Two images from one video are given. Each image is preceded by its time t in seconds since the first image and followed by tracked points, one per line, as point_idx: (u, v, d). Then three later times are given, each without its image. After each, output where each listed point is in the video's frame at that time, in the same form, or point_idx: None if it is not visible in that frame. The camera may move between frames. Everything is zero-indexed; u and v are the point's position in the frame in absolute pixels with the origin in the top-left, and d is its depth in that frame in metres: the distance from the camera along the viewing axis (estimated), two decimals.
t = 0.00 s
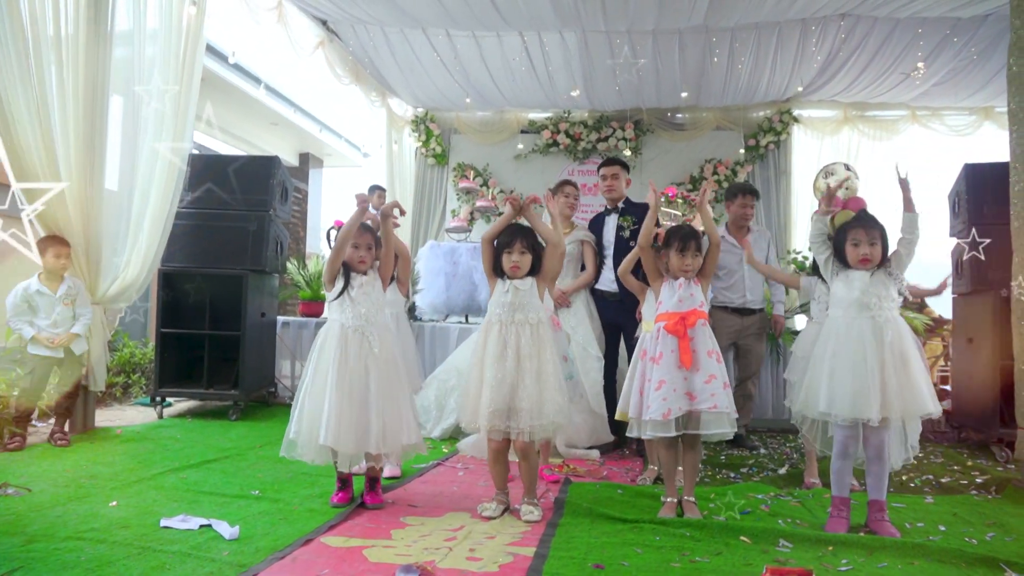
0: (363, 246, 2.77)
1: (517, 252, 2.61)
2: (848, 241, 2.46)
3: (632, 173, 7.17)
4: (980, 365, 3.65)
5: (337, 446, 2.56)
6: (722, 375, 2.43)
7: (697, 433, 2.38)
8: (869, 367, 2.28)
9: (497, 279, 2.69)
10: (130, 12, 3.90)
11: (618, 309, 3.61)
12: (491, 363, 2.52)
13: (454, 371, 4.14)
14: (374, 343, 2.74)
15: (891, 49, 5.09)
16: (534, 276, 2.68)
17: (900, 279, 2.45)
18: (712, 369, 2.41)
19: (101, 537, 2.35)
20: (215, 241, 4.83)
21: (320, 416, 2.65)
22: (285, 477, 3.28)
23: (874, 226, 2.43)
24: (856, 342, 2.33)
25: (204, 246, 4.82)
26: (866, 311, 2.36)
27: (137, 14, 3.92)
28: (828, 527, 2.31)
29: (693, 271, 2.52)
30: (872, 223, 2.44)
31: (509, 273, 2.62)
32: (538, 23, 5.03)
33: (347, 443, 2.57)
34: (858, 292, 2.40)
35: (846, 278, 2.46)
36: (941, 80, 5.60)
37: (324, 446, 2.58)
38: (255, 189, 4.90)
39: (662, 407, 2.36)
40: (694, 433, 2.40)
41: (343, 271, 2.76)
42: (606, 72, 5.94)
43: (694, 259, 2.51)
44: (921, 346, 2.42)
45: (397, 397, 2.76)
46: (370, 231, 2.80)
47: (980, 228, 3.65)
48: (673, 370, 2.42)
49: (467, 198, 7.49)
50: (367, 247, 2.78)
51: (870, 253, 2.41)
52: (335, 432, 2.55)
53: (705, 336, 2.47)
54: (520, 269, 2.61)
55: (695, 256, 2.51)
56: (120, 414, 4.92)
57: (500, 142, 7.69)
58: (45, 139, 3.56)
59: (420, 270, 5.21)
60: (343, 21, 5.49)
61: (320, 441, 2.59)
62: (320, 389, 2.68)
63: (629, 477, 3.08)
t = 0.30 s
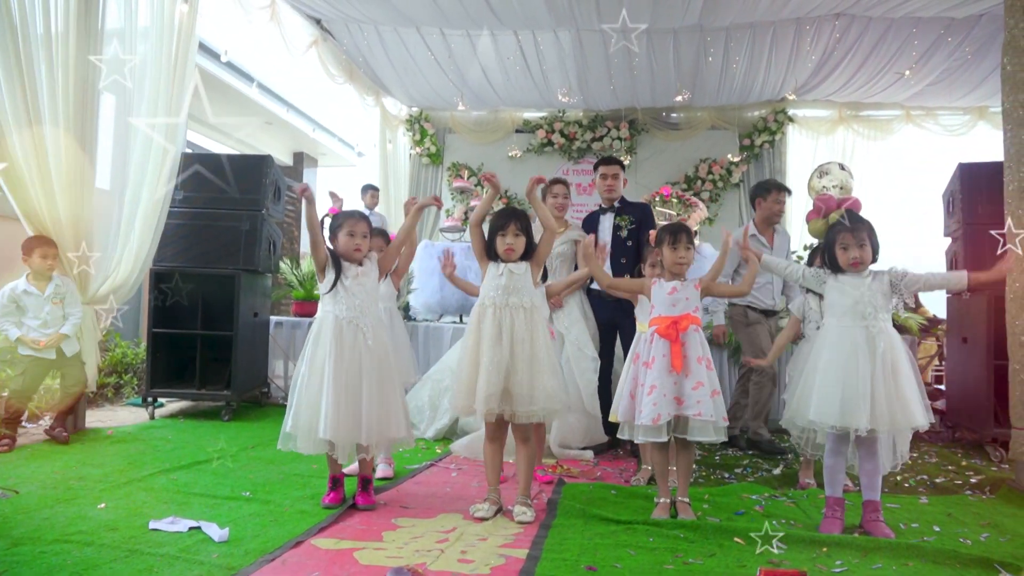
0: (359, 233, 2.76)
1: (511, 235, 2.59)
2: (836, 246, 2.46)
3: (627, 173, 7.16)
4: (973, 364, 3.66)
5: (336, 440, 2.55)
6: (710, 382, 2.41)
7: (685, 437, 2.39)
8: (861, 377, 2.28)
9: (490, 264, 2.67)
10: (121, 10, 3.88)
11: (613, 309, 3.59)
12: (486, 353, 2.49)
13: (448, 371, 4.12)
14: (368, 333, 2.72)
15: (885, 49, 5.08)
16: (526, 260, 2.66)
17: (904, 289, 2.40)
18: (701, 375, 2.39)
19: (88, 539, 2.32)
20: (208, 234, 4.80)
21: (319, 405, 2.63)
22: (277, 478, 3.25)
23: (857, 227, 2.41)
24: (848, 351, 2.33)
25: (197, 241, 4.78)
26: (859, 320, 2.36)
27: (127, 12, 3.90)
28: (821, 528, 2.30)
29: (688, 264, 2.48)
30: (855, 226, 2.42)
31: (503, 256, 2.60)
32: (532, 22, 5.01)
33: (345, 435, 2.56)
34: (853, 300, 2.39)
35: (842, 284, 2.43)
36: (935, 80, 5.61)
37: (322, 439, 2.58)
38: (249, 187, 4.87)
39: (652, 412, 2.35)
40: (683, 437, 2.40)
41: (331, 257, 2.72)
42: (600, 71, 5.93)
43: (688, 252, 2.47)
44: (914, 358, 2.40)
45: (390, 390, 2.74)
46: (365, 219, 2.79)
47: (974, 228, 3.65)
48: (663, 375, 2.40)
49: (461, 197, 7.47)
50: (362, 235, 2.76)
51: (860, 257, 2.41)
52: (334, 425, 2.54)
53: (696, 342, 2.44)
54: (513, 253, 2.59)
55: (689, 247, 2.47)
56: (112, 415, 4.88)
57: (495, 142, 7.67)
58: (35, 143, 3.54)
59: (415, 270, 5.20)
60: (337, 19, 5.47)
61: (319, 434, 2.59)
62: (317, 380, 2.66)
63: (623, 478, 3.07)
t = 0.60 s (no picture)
0: (351, 231, 2.69)
1: (502, 233, 2.56)
2: (832, 244, 2.44)
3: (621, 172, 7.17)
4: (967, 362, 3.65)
5: (340, 452, 2.54)
6: (697, 388, 2.39)
7: (675, 440, 2.37)
8: (853, 384, 2.26)
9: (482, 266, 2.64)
10: (111, 8, 3.81)
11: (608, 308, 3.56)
12: (476, 354, 2.46)
13: (441, 369, 4.09)
14: (361, 340, 2.70)
15: (879, 47, 5.08)
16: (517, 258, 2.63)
17: (902, 299, 2.35)
18: (688, 381, 2.38)
19: (71, 541, 2.28)
20: (198, 233, 4.76)
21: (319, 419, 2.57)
22: (267, 478, 3.22)
23: (854, 221, 2.38)
24: (841, 357, 2.32)
25: (187, 241, 4.74)
26: (853, 326, 2.34)
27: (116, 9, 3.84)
28: (814, 527, 2.29)
29: (679, 260, 2.45)
30: (852, 222, 2.39)
31: (495, 255, 2.57)
32: (525, 20, 4.97)
33: (346, 446, 2.55)
34: (847, 306, 2.37)
35: (839, 288, 2.41)
36: (929, 79, 5.61)
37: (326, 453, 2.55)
38: (238, 186, 4.81)
39: (641, 416, 2.34)
40: (674, 440, 2.39)
41: (312, 257, 2.66)
42: (594, 69, 5.91)
43: (679, 248, 2.44)
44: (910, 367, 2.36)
45: (385, 399, 2.73)
46: (357, 216, 2.70)
47: (967, 226, 3.64)
48: (653, 379, 2.39)
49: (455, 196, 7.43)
50: (355, 233, 2.70)
51: (855, 254, 2.38)
52: (338, 438, 2.53)
53: (685, 347, 2.42)
54: (505, 251, 2.56)
55: (679, 242, 2.44)
56: (101, 415, 4.83)
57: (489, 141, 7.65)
58: (22, 142, 3.50)
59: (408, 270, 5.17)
60: (329, 18, 5.42)
61: (322, 448, 2.55)
62: (315, 391, 2.60)
63: (615, 477, 3.04)
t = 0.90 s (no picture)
0: (340, 227, 2.64)
1: (474, 241, 2.49)
2: (826, 259, 2.37)
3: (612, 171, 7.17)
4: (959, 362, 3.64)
5: (330, 453, 2.50)
6: (690, 386, 2.35)
7: (667, 440, 2.35)
8: (840, 403, 2.24)
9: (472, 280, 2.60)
10: (93, 4, 3.77)
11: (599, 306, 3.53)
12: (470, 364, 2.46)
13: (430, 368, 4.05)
14: (346, 338, 2.66)
15: (871, 45, 5.07)
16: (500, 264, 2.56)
17: (891, 319, 2.30)
18: (680, 379, 2.34)
19: (48, 542, 2.23)
20: (185, 230, 4.69)
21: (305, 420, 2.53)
22: (252, 477, 3.17)
23: (848, 234, 2.32)
24: (828, 376, 2.29)
25: (173, 238, 4.67)
26: (841, 343, 2.30)
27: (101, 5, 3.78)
28: (805, 527, 2.28)
29: (666, 257, 2.42)
30: (847, 235, 2.32)
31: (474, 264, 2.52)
32: (517, 16, 4.93)
33: (334, 447, 2.51)
34: (835, 324, 2.34)
35: (829, 305, 2.38)
36: (921, 77, 5.60)
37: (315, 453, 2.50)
38: (226, 182, 4.76)
39: (631, 416, 2.31)
40: (665, 440, 2.36)
41: (295, 255, 2.62)
42: (587, 67, 5.88)
43: (665, 244, 2.41)
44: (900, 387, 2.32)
45: (370, 400, 2.69)
46: (346, 211, 2.65)
47: (958, 223, 3.62)
48: (642, 378, 2.36)
49: (445, 194, 7.38)
50: (342, 229, 2.64)
51: (849, 270, 2.33)
52: (324, 439, 2.48)
53: (676, 345, 2.39)
54: (482, 257, 2.50)
55: (667, 239, 2.41)
56: (86, 414, 4.76)
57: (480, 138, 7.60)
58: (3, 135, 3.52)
59: (398, 268, 5.13)
60: (319, 14, 5.36)
61: (311, 449, 2.50)
62: (301, 396, 2.55)
63: (604, 476, 3.01)
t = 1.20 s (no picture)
0: (320, 231, 2.59)
1: (472, 251, 2.46)
2: (812, 245, 2.37)
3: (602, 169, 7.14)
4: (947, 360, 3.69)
5: (293, 460, 2.44)
6: (676, 388, 2.32)
7: (653, 444, 2.32)
8: (835, 395, 2.22)
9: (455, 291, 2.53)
10: None
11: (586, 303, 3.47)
12: (454, 364, 2.42)
13: (416, 366, 4.00)
14: (324, 340, 2.60)
15: (860, 44, 5.07)
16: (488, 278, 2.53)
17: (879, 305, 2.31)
18: (665, 381, 2.31)
19: (20, 544, 2.17)
20: (167, 228, 4.62)
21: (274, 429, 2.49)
22: (234, 477, 3.11)
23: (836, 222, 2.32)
24: (822, 367, 2.27)
25: (155, 237, 4.60)
26: (832, 334, 2.29)
27: None
28: (794, 525, 2.26)
29: (654, 255, 2.39)
30: (835, 222, 2.33)
31: (468, 273, 2.46)
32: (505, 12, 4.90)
33: (302, 456, 2.45)
34: (826, 313, 2.32)
35: (817, 295, 2.36)
36: (909, 76, 5.61)
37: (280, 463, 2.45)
38: (209, 179, 4.70)
39: (606, 414, 2.32)
40: (652, 443, 2.33)
41: (274, 259, 2.60)
42: (575, 64, 5.87)
43: (653, 242, 2.38)
44: (890, 374, 2.32)
45: (350, 404, 2.63)
46: (327, 217, 2.61)
47: (947, 220, 3.63)
48: (625, 378, 2.34)
49: (433, 190, 7.30)
50: (323, 233, 2.60)
51: (835, 256, 2.33)
52: (290, 447, 2.43)
53: (661, 346, 2.36)
54: (478, 268, 2.46)
55: (655, 235, 2.37)
56: (67, 414, 4.68)
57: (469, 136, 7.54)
58: None
59: (386, 265, 5.06)
60: (306, 10, 5.29)
61: (274, 457, 2.45)
62: (271, 401, 2.51)
63: (592, 476, 2.97)
